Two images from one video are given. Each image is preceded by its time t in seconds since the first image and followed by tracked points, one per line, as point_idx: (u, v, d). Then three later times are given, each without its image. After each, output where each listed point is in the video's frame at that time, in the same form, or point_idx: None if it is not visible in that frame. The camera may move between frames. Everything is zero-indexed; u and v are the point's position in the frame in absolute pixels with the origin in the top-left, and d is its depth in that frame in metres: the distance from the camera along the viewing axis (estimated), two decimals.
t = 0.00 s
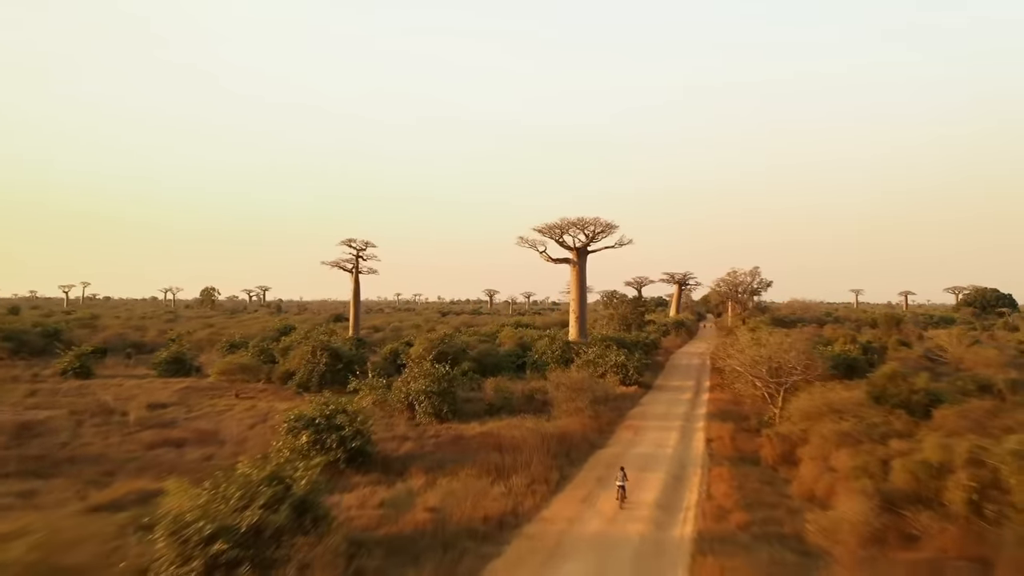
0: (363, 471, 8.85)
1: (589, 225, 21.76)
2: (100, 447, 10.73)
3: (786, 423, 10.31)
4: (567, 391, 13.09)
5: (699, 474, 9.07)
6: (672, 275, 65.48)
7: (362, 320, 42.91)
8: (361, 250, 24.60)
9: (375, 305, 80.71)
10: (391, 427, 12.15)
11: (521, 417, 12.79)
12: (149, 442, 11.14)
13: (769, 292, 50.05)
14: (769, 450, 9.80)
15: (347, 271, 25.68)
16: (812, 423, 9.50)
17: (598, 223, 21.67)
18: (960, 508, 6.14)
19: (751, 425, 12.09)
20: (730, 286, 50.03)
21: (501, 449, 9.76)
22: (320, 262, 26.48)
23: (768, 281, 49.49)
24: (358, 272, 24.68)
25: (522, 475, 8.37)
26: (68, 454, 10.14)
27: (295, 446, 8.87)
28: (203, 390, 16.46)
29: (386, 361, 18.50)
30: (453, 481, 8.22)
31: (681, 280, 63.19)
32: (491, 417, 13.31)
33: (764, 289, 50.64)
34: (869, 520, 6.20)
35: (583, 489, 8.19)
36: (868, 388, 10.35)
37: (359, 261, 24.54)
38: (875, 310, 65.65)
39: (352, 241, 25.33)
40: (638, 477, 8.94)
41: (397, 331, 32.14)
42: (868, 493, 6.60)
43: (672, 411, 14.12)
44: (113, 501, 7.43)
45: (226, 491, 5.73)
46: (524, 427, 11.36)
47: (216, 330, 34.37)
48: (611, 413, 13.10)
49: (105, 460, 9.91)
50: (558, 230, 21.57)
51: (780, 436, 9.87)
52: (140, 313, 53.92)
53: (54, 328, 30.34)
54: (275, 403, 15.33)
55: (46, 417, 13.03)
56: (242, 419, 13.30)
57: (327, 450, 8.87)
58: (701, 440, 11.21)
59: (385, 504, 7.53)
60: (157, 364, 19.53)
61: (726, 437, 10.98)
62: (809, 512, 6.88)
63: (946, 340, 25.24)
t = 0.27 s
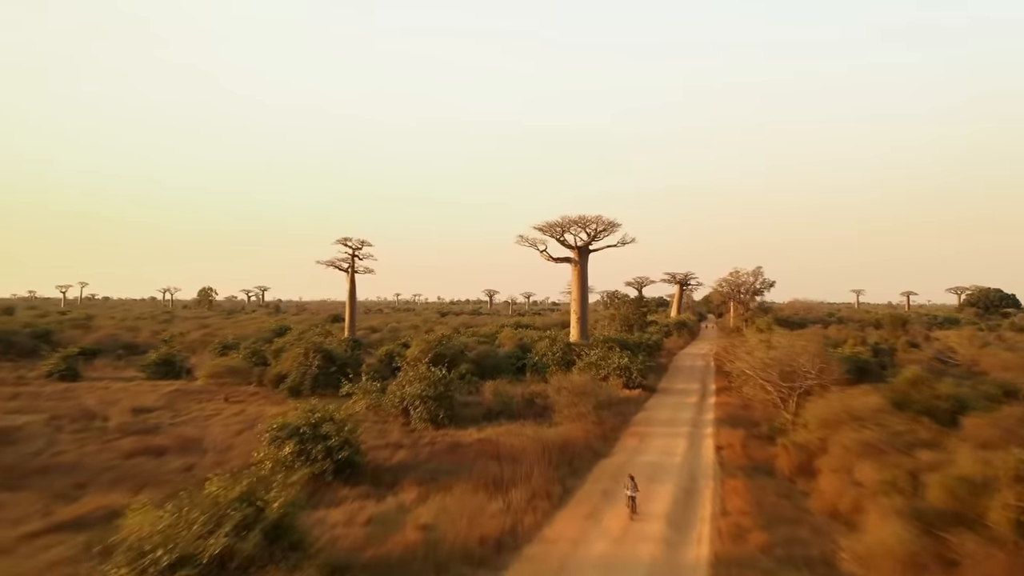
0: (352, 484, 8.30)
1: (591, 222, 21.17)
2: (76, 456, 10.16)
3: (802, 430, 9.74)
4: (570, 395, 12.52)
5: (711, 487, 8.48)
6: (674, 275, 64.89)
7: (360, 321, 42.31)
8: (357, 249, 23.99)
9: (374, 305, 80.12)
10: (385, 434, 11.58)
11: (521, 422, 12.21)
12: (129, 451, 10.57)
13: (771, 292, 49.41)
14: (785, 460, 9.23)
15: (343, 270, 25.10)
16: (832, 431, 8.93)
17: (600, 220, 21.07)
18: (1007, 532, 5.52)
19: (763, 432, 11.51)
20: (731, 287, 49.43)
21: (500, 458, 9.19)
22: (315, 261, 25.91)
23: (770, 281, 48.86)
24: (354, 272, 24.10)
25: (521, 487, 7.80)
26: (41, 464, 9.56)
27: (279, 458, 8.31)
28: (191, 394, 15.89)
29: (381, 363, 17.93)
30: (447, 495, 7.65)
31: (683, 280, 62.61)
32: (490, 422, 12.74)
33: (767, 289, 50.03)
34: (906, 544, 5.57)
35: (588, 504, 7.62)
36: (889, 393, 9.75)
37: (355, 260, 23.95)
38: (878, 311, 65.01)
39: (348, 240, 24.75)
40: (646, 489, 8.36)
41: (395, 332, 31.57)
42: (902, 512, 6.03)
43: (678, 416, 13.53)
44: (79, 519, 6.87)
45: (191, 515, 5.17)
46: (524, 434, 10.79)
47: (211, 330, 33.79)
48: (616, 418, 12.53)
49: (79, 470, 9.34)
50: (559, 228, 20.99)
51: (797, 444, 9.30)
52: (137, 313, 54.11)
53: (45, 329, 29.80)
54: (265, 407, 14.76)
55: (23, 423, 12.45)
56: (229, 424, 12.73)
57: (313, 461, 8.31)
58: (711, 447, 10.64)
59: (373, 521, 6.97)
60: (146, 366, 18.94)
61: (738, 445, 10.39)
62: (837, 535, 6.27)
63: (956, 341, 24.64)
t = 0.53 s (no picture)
0: (340, 497, 7.75)
1: (593, 221, 20.62)
2: (50, 464, 9.61)
3: (818, 437, 9.19)
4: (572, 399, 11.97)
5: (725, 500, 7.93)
6: (675, 275, 64.30)
7: (358, 322, 41.76)
8: (353, 248, 23.42)
9: (373, 305, 79.51)
10: (378, 441, 11.03)
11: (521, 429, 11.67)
12: (107, 459, 10.00)
13: (774, 292, 48.83)
14: (801, 469, 8.69)
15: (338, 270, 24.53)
16: (852, 439, 8.40)
17: (602, 218, 20.53)
18: None
19: (775, 439, 10.97)
20: (733, 287, 48.81)
21: (499, 469, 8.65)
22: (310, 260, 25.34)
23: (773, 281, 48.30)
24: (350, 271, 23.53)
25: (522, 501, 7.27)
26: (11, 474, 9.00)
27: (262, 468, 7.78)
28: (179, 398, 15.34)
29: (378, 366, 17.37)
30: (442, 510, 7.12)
31: (684, 280, 62.03)
32: (488, 428, 12.18)
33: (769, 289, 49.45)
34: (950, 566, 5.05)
35: (593, 520, 7.08)
36: (912, 400, 9.22)
37: (351, 259, 23.37)
38: (882, 311, 64.36)
39: (343, 239, 24.18)
40: (655, 501, 7.81)
41: (393, 333, 31.00)
42: (941, 533, 5.49)
43: (685, 421, 12.99)
44: (41, 537, 6.33)
45: (154, 539, 4.62)
46: (524, 442, 10.25)
47: (206, 331, 33.21)
48: (620, 423, 11.99)
49: (51, 481, 8.79)
50: (560, 227, 20.45)
51: (814, 453, 8.76)
52: (134, 313, 54.13)
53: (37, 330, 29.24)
54: (256, 413, 14.19)
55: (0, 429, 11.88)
56: (216, 430, 12.16)
57: (298, 473, 7.78)
58: (721, 455, 10.10)
59: (361, 539, 6.43)
60: (135, 368, 18.37)
61: (751, 453, 9.85)
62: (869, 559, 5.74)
63: (967, 342, 24.08)
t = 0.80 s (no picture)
0: (325, 514, 7.14)
1: (595, 218, 20.01)
2: (19, 476, 9.00)
3: (841, 449, 8.59)
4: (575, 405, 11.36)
5: (742, 517, 7.33)
6: (675, 275, 63.69)
7: (353, 322, 41.13)
8: (348, 246, 22.80)
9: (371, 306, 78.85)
10: (370, 450, 10.43)
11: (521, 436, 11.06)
12: (79, 469, 9.38)
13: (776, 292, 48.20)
14: (824, 484, 8.09)
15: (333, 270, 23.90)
16: (878, 451, 7.79)
17: (605, 216, 19.92)
18: None
19: (790, 447, 10.36)
20: (736, 287, 48.12)
21: (497, 483, 8.05)
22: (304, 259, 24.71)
23: (774, 281, 47.68)
24: (345, 271, 22.89)
25: (522, 519, 6.67)
26: None
27: (241, 483, 7.16)
28: (164, 402, 14.72)
29: (372, 368, 16.75)
30: (435, 530, 6.51)
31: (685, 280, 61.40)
32: (486, 435, 11.58)
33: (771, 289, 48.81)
34: None
35: (600, 541, 6.47)
36: (940, 408, 8.63)
37: (346, 258, 22.75)
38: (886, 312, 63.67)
39: (338, 238, 23.55)
40: (668, 518, 7.21)
41: (389, 334, 30.38)
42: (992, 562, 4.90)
43: (692, 427, 12.39)
44: None
45: None
46: (524, 452, 9.65)
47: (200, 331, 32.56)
48: (626, 430, 11.38)
49: (16, 495, 8.17)
50: (561, 225, 19.84)
51: (837, 465, 8.16)
52: (131, 313, 54.16)
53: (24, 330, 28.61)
54: (243, 418, 13.57)
55: None
56: (199, 437, 11.54)
57: (280, 487, 7.17)
58: (734, 466, 9.49)
59: (344, 564, 5.83)
60: (121, 371, 17.75)
61: (766, 464, 9.25)
62: None
63: (977, 343, 23.47)
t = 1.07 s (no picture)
0: (309, 532, 6.60)
1: (597, 216, 19.44)
2: None
3: (862, 457, 8.05)
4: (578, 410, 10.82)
5: (760, 533, 6.78)
6: (676, 275, 63.12)
7: (351, 323, 40.58)
8: (344, 245, 22.24)
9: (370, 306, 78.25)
10: (362, 459, 9.88)
11: (521, 445, 10.52)
12: (52, 479, 8.84)
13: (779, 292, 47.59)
14: (844, 497, 7.56)
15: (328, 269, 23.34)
16: (905, 462, 7.24)
17: (607, 214, 19.35)
18: None
19: (805, 456, 9.81)
20: (738, 287, 47.47)
21: (496, 497, 7.50)
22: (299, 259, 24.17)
23: (777, 281, 47.08)
24: (340, 270, 22.33)
25: (522, 538, 6.12)
26: None
27: (217, 498, 6.63)
28: (150, 406, 14.17)
29: (367, 371, 16.19)
30: (427, 552, 5.95)
31: (686, 280, 60.81)
32: (484, 442, 11.03)
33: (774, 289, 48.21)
34: None
35: (607, 562, 5.93)
36: (968, 415, 8.07)
37: (341, 257, 22.19)
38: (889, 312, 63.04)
39: (333, 237, 23.00)
40: (679, 534, 6.66)
41: (387, 335, 29.82)
42: None
43: (700, 434, 11.83)
44: None
45: None
46: (524, 461, 9.10)
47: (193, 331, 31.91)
48: (631, 436, 10.83)
49: None
50: (562, 223, 19.27)
51: (859, 477, 7.60)
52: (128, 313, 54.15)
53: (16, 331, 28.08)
54: (231, 423, 13.01)
55: None
56: (183, 444, 10.99)
57: (260, 503, 6.63)
58: (747, 476, 8.96)
59: None
60: (109, 373, 17.19)
61: (781, 474, 8.70)
62: None
63: (989, 344, 22.88)
